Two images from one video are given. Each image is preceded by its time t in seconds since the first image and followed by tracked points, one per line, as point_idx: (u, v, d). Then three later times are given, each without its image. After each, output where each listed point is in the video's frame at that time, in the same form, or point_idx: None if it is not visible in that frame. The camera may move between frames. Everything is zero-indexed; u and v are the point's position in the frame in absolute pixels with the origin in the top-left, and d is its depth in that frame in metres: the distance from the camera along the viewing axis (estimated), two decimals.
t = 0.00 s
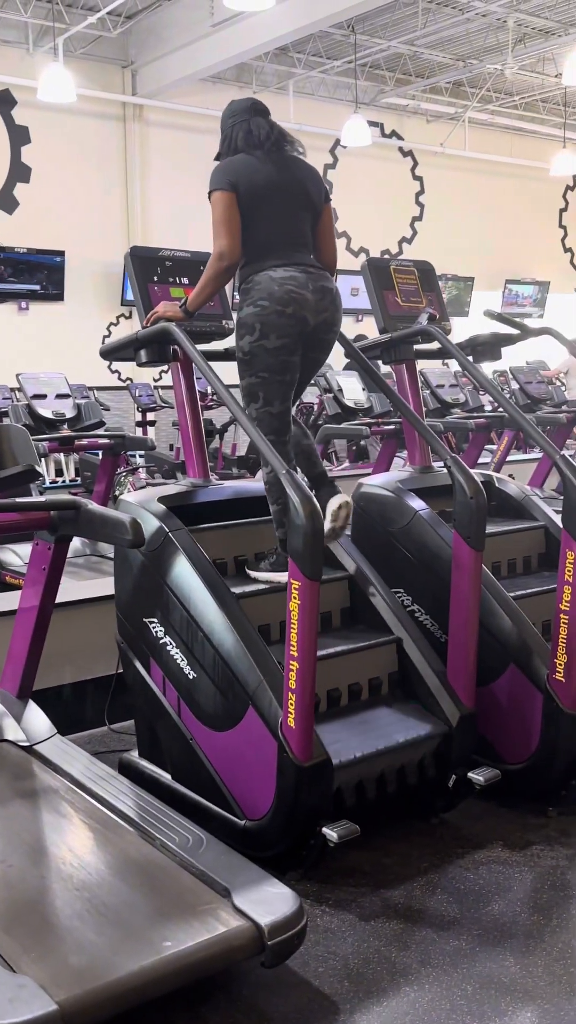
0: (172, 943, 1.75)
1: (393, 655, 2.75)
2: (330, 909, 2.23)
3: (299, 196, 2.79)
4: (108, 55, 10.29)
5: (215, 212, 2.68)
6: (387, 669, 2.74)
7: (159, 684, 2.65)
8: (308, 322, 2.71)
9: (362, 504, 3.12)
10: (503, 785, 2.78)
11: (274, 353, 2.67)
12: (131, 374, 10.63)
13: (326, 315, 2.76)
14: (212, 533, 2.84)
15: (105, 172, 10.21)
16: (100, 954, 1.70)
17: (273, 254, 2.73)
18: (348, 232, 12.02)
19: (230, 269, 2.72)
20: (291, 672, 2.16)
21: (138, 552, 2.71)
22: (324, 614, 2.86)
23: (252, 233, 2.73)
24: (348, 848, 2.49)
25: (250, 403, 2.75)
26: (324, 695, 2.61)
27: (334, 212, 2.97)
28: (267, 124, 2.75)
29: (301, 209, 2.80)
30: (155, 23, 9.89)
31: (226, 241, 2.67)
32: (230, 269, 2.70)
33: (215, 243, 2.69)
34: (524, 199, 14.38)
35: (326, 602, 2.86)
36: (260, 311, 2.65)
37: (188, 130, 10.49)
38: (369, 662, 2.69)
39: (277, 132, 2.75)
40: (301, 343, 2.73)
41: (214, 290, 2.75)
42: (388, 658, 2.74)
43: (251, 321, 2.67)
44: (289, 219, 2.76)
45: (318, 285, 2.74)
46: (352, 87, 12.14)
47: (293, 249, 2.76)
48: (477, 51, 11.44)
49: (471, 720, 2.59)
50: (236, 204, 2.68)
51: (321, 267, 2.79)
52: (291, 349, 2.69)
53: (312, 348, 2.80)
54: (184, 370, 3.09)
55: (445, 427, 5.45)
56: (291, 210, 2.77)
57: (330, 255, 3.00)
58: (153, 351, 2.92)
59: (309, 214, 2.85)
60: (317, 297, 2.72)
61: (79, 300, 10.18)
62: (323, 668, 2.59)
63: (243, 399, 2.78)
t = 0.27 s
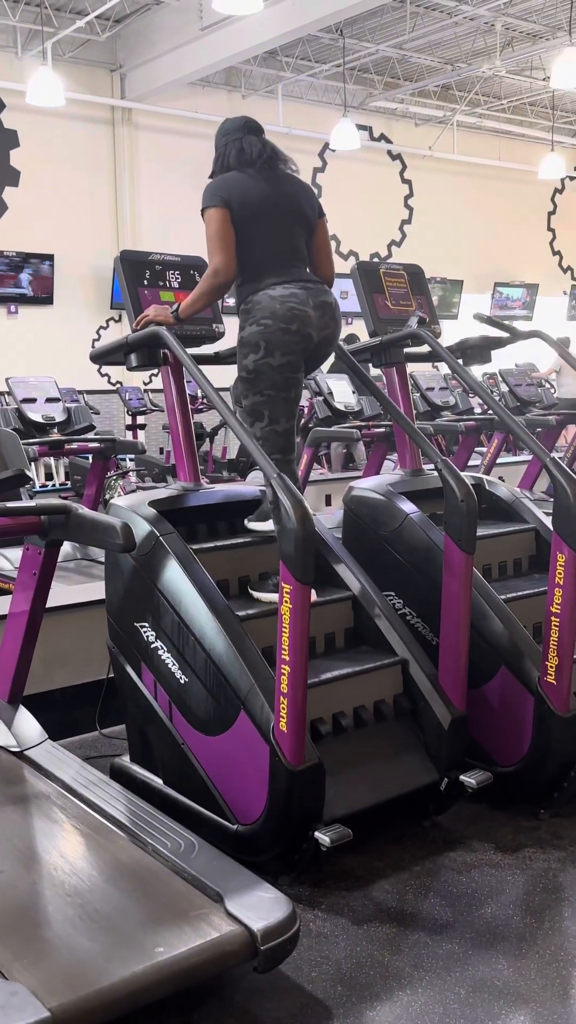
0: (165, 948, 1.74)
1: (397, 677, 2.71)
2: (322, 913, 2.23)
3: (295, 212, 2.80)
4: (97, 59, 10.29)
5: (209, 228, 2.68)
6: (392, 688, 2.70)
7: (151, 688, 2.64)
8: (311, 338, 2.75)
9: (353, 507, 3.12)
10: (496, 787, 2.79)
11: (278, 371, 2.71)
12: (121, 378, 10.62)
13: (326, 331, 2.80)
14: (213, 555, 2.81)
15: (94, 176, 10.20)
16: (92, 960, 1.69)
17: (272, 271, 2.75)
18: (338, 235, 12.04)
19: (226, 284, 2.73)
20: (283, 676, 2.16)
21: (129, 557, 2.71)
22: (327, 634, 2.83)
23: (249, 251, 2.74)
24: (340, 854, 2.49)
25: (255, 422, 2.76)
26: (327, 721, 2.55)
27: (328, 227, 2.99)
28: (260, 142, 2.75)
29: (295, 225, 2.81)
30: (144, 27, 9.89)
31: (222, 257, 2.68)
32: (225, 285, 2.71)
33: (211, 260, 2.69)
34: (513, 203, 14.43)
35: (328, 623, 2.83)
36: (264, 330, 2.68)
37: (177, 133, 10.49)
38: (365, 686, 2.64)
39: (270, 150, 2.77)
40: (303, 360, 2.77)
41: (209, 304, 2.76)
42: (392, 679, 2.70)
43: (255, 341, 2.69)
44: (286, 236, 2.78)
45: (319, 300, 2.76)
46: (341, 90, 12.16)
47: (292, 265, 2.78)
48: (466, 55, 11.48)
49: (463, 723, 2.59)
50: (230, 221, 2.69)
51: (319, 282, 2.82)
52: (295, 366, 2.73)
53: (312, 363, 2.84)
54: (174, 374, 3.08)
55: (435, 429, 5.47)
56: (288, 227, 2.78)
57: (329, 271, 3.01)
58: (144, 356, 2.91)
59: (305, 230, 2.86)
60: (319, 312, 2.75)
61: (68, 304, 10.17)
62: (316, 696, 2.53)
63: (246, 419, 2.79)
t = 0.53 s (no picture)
0: (164, 954, 1.74)
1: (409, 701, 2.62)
2: (320, 917, 2.23)
3: (286, 225, 2.80)
4: (90, 63, 10.29)
5: (207, 235, 2.68)
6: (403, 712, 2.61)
7: (148, 693, 2.64)
8: (308, 348, 2.74)
9: (349, 510, 3.12)
10: (493, 790, 2.79)
11: (277, 382, 2.71)
12: (116, 382, 10.61)
13: (324, 338, 2.79)
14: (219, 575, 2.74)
15: (87, 180, 10.20)
16: (91, 965, 1.69)
17: (266, 284, 2.75)
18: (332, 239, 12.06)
19: (225, 289, 2.71)
20: (280, 680, 2.15)
21: (126, 561, 2.71)
22: (336, 655, 2.76)
23: (242, 264, 2.76)
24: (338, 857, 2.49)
25: (257, 432, 2.77)
26: (340, 746, 2.42)
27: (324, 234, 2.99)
28: (254, 156, 2.73)
29: (288, 238, 2.81)
30: (138, 31, 9.89)
31: (221, 262, 2.67)
32: (224, 290, 2.70)
33: (209, 265, 2.68)
34: (507, 206, 14.47)
35: (338, 644, 2.76)
36: (260, 343, 2.69)
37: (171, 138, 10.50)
38: (376, 709, 2.54)
39: (264, 164, 2.74)
40: (303, 370, 2.77)
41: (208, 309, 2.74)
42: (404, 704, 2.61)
43: (252, 354, 2.70)
44: (279, 248, 2.78)
45: (313, 307, 2.75)
46: (334, 94, 12.19)
47: (286, 276, 2.77)
48: (459, 58, 11.51)
49: (460, 725, 2.59)
50: (225, 230, 2.69)
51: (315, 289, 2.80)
52: (294, 377, 2.73)
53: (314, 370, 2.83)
54: (170, 378, 3.09)
55: (430, 432, 5.47)
56: (280, 239, 2.78)
57: (328, 278, 3.02)
58: (140, 360, 2.92)
59: (297, 241, 2.86)
60: (313, 321, 2.73)
61: (62, 309, 10.16)
62: (326, 719, 2.42)
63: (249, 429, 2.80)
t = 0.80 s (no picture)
0: (168, 957, 1.74)
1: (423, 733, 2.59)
2: (324, 921, 2.23)
3: (291, 206, 2.82)
4: (89, 68, 10.31)
5: (208, 219, 2.70)
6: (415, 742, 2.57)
7: (150, 696, 2.64)
8: (308, 325, 2.71)
9: (352, 512, 3.13)
10: (496, 792, 2.79)
11: (272, 360, 2.69)
12: (116, 386, 10.62)
13: (326, 313, 2.76)
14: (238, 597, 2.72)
15: (87, 186, 10.22)
16: (95, 968, 1.69)
17: (268, 263, 2.75)
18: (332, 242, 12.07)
19: (223, 272, 2.72)
20: (283, 684, 2.15)
21: (128, 564, 2.71)
22: (352, 677, 2.74)
23: (242, 245, 2.77)
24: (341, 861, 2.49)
25: (241, 409, 2.76)
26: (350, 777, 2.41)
27: (327, 221, 3.02)
28: (261, 139, 2.79)
29: (293, 219, 2.83)
30: (137, 36, 9.92)
31: (219, 246, 2.68)
32: (223, 273, 2.71)
33: (208, 250, 2.70)
34: (506, 209, 14.49)
35: (354, 665, 2.74)
36: (259, 320, 2.66)
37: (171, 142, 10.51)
38: (392, 738, 2.52)
39: (271, 147, 2.79)
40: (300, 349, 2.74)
41: (207, 295, 2.75)
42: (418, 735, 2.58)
43: (250, 330, 2.68)
44: (283, 228, 2.79)
45: (315, 285, 2.73)
46: (333, 99, 12.21)
47: (290, 256, 2.78)
48: (458, 62, 11.53)
49: (464, 728, 2.59)
50: (229, 210, 2.70)
51: (317, 270, 2.79)
52: (290, 356, 2.70)
53: (313, 350, 2.81)
54: (172, 382, 3.09)
55: (431, 434, 5.48)
56: (284, 219, 2.80)
57: (328, 262, 3.05)
58: (141, 363, 2.92)
59: (302, 223, 2.88)
60: (315, 299, 2.72)
61: (62, 314, 10.17)
62: (344, 751, 2.41)
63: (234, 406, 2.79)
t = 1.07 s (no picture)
0: (174, 960, 1.74)
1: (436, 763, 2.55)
2: (330, 924, 2.22)
3: (307, 217, 2.82)
4: (92, 72, 10.34)
5: (225, 229, 2.70)
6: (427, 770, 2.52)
7: (155, 699, 2.64)
8: (312, 341, 2.73)
9: (356, 515, 3.13)
10: (502, 796, 2.79)
11: (266, 368, 2.69)
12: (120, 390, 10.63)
13: (332, 327, 2.77)
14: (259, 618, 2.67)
15: (91, 190, 10.24)
16: (101, 972, 1.69)
17: (279, 273, 2.76)
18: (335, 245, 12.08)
19: (232, 285, 2.72)
20: (289, 687, 2.15)
21: (133, 568, 2.71)
22: (372, 700, 2.70)
23: (257, 254, 2.77)
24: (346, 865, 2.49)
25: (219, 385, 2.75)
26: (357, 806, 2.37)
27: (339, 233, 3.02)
28: (280, 147, 2.78)
29: (308, 230, 2.83)
30: (141, 40, 9.94)
31: (232, 259, 2.68)
32: (233, 285, 2.71)
33: (221, 261, 2.70)
34: (510, 212, 14.49)
35: (374, 686, 2.71)
36: (264, 328, 2.66)
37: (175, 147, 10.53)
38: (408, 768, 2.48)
39: (289, 157, 2.79)
40: (299, 361, 2.76)
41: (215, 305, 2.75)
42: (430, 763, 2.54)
43: (252, 336, 2.67)
44: (298, 239, 2.80)
45: (323, 297, 2.74)
46: (337, 102, 12.22)
47: (302, 267, 2.79)
48: (461, 65, 11.53)
49: (469, 730, 2.59)
50: (245, 220, 2.71)
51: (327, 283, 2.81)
52: (284, 367, 2.72)
53: (317, 363, 2.82)
54: (176, 385, 3.09)
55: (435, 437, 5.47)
56: (299, 230, 2.80)
57: (339, 273, 3.05)
58: (147, 366, 2.93)
59: (316, 234, 2.89)
60: (321, 313, 2.72)
61: (66, 319, 10.19)
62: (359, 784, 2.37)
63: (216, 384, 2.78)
